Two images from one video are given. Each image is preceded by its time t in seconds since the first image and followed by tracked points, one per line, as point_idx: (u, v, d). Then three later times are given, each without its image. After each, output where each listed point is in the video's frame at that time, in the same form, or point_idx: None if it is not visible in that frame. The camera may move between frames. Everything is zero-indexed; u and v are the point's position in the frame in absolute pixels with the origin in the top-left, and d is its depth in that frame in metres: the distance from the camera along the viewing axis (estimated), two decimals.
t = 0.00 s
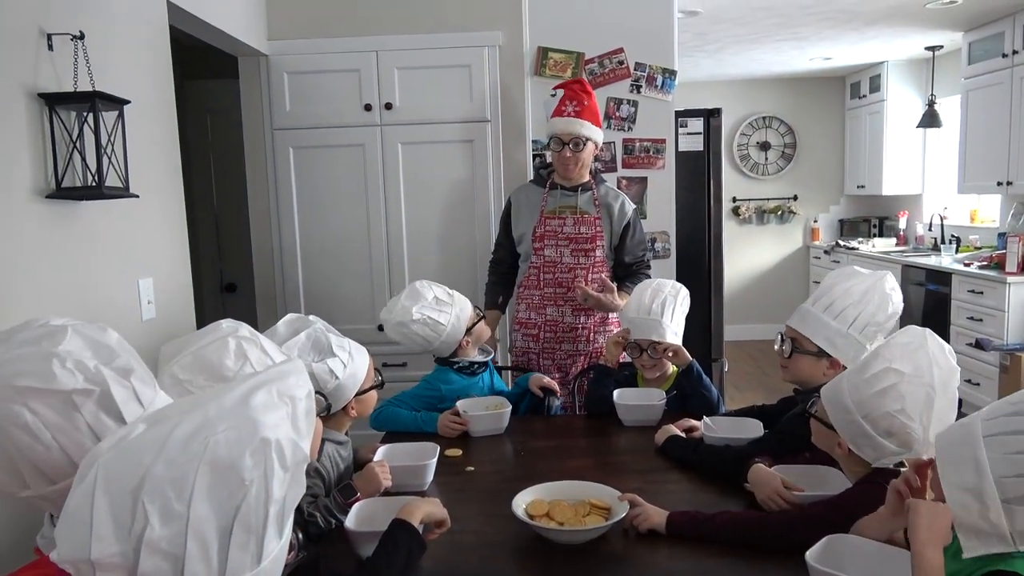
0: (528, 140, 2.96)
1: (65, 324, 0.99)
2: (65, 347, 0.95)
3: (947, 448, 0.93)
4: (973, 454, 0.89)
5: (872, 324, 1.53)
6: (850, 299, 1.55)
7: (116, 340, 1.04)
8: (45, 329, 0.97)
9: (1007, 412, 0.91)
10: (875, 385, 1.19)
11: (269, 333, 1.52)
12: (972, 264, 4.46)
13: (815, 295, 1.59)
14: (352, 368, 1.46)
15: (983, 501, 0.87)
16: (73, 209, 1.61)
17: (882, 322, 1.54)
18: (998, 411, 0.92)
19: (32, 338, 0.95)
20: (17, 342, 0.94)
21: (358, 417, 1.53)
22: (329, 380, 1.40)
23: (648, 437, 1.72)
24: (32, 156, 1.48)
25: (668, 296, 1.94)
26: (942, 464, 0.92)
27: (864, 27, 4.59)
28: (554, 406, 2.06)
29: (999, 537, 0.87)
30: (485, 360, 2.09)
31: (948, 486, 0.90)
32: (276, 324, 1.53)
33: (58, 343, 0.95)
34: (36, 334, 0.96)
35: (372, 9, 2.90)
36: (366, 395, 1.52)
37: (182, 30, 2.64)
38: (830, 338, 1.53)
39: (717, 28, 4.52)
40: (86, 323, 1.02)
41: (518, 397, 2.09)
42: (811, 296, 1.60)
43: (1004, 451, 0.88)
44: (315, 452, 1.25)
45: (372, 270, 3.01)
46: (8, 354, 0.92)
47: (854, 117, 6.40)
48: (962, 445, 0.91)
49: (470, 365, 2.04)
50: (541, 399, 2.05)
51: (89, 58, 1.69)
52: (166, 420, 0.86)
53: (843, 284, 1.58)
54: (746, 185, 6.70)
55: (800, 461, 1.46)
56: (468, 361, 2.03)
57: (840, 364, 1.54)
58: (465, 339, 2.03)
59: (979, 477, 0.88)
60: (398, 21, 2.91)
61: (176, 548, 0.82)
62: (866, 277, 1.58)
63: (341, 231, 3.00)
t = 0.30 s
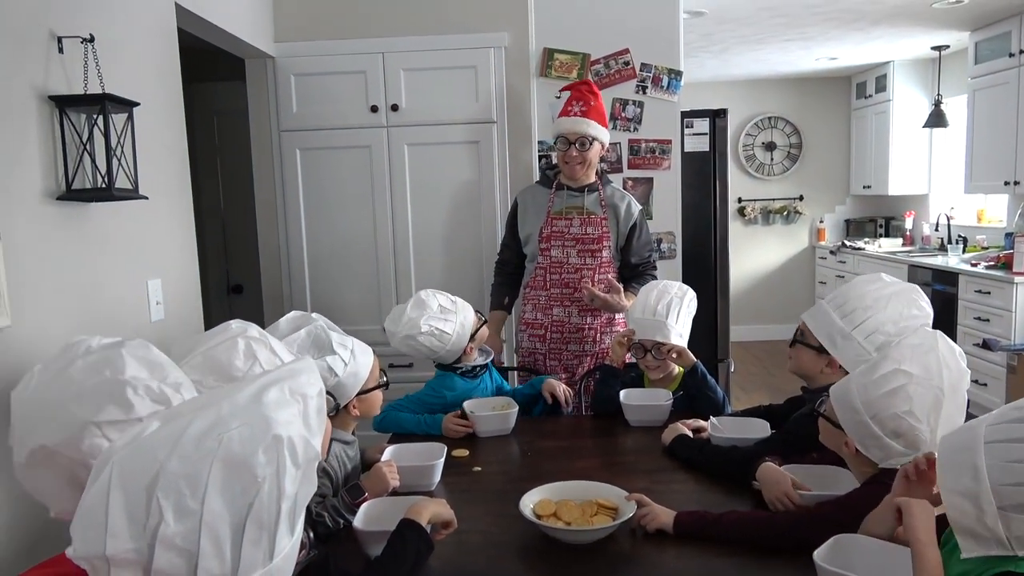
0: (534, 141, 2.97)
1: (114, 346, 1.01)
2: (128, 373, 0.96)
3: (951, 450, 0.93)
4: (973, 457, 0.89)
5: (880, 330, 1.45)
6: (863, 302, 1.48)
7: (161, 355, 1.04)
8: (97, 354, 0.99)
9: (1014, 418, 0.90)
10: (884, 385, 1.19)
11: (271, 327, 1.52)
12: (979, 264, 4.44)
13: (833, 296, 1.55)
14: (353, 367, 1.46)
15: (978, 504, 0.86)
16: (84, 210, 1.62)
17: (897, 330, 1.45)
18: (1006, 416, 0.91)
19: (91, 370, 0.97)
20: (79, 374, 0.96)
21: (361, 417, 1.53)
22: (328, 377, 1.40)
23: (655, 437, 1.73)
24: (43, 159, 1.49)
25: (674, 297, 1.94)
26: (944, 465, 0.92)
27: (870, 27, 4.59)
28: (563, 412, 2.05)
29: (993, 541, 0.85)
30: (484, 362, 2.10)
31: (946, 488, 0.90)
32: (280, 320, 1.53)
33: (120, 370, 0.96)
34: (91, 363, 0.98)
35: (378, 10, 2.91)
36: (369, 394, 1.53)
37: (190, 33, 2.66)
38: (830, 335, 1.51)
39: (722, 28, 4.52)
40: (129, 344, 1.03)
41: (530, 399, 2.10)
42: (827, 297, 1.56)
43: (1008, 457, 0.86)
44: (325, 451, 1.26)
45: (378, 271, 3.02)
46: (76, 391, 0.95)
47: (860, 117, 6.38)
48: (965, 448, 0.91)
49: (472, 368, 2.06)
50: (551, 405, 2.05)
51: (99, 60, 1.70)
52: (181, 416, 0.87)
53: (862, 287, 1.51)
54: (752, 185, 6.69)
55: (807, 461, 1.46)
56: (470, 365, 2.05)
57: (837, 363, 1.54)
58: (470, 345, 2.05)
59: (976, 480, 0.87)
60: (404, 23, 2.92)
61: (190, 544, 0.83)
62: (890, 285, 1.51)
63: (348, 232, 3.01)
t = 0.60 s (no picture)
0: (534, 144, 2.97)
1: (158, 368, 1.02)
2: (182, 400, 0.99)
3: (952, 453, 0.94)
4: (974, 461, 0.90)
5: (879, 331, 1.44)
6: (859, 302, 1.47)
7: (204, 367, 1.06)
8: (147, 380, 1.01)
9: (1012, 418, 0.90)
10: (893, 386, 1.19)
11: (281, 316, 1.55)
12: (979, 264, 4.45)
13: (834, 295, 1.53)
14: (349, 367, 1.46)
15: (984, 509, 0.87)
16: (85, 213, 1.62)
17: (896, 331, 1.44)
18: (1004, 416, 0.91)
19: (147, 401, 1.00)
20: (136, 405, 0.99)
21: (353, 421, 1.51)
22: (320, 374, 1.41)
23: (656, 438, 1.73)
24: (45, 164, 1.49)
25: (672, 299, 1.95)
26: (947, 470, 0.93)
27: (868, 28, 4.60)
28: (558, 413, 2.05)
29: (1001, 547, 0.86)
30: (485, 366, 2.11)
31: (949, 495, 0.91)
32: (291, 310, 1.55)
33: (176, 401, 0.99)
34: (144, 389, 1.00)
35: (377, 14, 2.92)
36: (367, 402, 1.51)
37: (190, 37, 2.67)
38: (828, 334, 1.51)
39: (721, 31, 4.53)
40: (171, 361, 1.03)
41: (531, 404, 2.10)
42: (829, 296, 1.54)
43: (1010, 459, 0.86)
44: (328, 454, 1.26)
45: (379, 274, 3.03)
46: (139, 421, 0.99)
47: (859, 118, 6.39)
48: (965, 451, 0.92)
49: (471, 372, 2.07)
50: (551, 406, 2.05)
51: (100, 65, 1.71)
52: (189, 420, 0.87)
53: (861, 287, 1.49)
54: (751, 187, 6.70)
55: (808, 461, 1.46)
56: (471, 371, 2.07)
57: (836, 363, 1.55)
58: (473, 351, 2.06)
59: (981, 486, 0.88)
60: (404, 26, 2.92)
61: (197, 547, 0.83)
62: (889, 285, 1.49)
63: (349, 235, 3.02)
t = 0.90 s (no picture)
0: (525, 145, 2.97)
1: (183, 381, 1.01)
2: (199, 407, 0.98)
3: (960, 467, 0.93)
4: (994, 474, 0.89)
5: (871, 334, 1.45)
6: (853, 304, 1.47)
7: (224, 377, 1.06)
8: (172, 394, 1.00)
9: (1001, 421, 0.92)
10: (880, 381, 1.20)
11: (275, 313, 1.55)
12: (968, 264, 4.48)
13: (829, 298, 1.54)
14: (340, 365, 1.45)
15: (1012, 518, 0.87)
16: (75, 214, 1.62)
17: (889, 335, 1.44)
18: (993, 421, 0.93)
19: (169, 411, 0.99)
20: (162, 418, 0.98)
21: (343, 421, 1.51)
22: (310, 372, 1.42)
23: (649, 438, 1.74)
24: (35, 164, 1.49)
25: (662, 298, 1.96)
26: (963, 487, 0.92)
27: (858, 29, 4.63)
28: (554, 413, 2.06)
29: None
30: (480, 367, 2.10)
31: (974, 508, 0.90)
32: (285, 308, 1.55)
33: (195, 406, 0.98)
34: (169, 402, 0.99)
35: (369, 14, 2.92)
36: (356, 401, 1.50)
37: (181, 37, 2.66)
38: (821, 335, 1.51)
39: (712, 32, 4.55)
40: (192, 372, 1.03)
41: (524, 403, 2.10)
42: (824, 298, 1.54)
43: None
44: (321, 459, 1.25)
45: (371, 275, 3.03)
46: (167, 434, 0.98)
47: (850, 119, 6.43)
48: (979, 465, 0.91)
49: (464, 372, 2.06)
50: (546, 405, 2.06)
51: (91, 65, 1.70)
52: (181, 419, 0.87)
53: (855, 289, 1.50)
54: (743, 188, 6.72)
55: (799, 460, 1.47)
56: (466, 371, 2.06)
57: (825, 363, 1.56)
58: (469, 353, 2.05)
59: (1007, 497, 0.88)
60: (396, 26, 2.92)
61: (188, 548, 0.83)
62: (885, 289, 1.50)
63: (340, 236, 3.01)
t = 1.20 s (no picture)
0: (525, 146, 2.97)
1: (188, 385, 1.03)
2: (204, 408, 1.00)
3: (944, 471, 0.93)
4: (979, 469, 0.90)
5: (872, 336, 1.44)
6: (853, 308, 1.47)
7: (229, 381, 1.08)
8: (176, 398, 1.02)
9: (962, 419, 0.94)
10: (875, 384, 1.20)
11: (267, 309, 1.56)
12: (968, 267, 4.48)
13: (829, 300, 1.53)
14: (324, 363, 1.45)
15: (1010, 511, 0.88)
16: (73, 215, 1.61)
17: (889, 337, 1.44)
18: (954, 421, 0.95)
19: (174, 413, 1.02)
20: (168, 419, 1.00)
21: (333, 419, 1.50)
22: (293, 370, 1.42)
23: (647, 440, 1.73)
24: (33, 163, 1.48)
25: (655, 299, 1.95)
26: (956, 489, 0.91)
27: (858, 31, 4.63)
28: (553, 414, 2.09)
29: None
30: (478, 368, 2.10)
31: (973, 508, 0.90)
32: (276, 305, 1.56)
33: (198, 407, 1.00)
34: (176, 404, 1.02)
35: (369, 15, 2.91)
36: (347, 400, 1.49)
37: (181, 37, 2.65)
38: (822, 339, 1.50)
39: (712, 33, 4.55)
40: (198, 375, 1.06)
41: (522, 405, 2.10)
42: (824, 300, 1.53)
43: (1000, 453, 0.90)
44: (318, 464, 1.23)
45: (371, 275, 3.02)
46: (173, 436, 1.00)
47: (850, 121, 6.43)
48: (963, 466, 0.91)
49: (461, 373, 2.06)
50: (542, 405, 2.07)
51: (90, 65, 1.70)
52: (176, 422, 0.87)
53: (856, 292, 1.50)
54: (743, 190, 6.72)
55: (798, 463, 1.47)
56: (464, 372, 2.06)
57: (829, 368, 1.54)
58: (467, 354, 2.05)
59: (999, 491, 0.88)
60: (396, 27, 2.92)
61: (181, 552, 0.83)
62: (884, 291, 1.50)
63: (340, 237, 3.01)
